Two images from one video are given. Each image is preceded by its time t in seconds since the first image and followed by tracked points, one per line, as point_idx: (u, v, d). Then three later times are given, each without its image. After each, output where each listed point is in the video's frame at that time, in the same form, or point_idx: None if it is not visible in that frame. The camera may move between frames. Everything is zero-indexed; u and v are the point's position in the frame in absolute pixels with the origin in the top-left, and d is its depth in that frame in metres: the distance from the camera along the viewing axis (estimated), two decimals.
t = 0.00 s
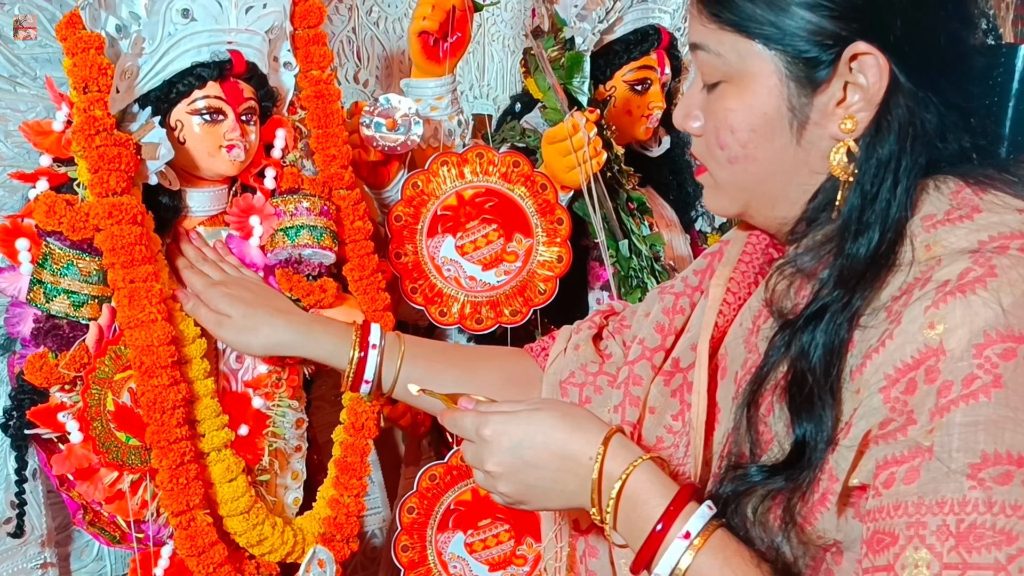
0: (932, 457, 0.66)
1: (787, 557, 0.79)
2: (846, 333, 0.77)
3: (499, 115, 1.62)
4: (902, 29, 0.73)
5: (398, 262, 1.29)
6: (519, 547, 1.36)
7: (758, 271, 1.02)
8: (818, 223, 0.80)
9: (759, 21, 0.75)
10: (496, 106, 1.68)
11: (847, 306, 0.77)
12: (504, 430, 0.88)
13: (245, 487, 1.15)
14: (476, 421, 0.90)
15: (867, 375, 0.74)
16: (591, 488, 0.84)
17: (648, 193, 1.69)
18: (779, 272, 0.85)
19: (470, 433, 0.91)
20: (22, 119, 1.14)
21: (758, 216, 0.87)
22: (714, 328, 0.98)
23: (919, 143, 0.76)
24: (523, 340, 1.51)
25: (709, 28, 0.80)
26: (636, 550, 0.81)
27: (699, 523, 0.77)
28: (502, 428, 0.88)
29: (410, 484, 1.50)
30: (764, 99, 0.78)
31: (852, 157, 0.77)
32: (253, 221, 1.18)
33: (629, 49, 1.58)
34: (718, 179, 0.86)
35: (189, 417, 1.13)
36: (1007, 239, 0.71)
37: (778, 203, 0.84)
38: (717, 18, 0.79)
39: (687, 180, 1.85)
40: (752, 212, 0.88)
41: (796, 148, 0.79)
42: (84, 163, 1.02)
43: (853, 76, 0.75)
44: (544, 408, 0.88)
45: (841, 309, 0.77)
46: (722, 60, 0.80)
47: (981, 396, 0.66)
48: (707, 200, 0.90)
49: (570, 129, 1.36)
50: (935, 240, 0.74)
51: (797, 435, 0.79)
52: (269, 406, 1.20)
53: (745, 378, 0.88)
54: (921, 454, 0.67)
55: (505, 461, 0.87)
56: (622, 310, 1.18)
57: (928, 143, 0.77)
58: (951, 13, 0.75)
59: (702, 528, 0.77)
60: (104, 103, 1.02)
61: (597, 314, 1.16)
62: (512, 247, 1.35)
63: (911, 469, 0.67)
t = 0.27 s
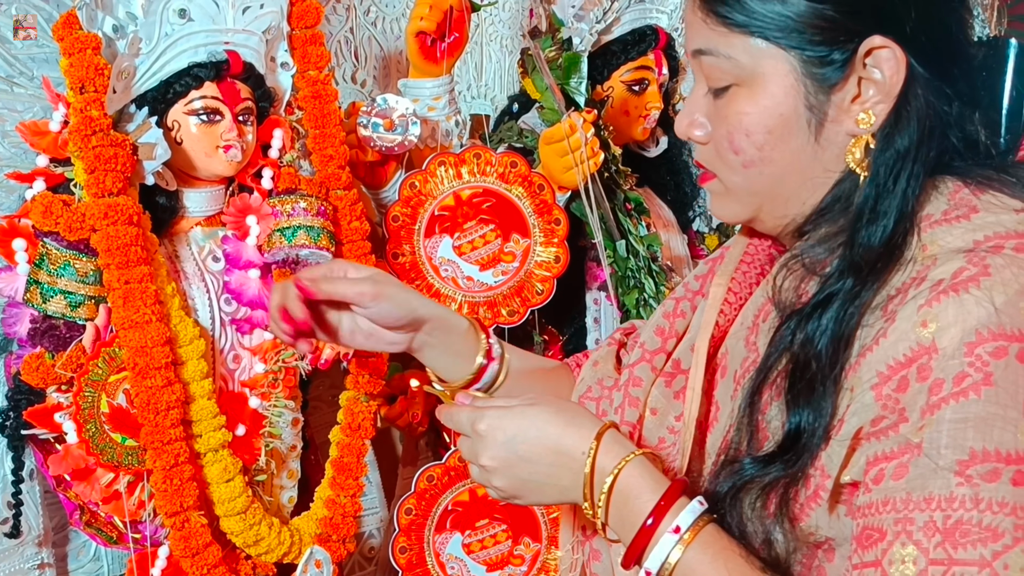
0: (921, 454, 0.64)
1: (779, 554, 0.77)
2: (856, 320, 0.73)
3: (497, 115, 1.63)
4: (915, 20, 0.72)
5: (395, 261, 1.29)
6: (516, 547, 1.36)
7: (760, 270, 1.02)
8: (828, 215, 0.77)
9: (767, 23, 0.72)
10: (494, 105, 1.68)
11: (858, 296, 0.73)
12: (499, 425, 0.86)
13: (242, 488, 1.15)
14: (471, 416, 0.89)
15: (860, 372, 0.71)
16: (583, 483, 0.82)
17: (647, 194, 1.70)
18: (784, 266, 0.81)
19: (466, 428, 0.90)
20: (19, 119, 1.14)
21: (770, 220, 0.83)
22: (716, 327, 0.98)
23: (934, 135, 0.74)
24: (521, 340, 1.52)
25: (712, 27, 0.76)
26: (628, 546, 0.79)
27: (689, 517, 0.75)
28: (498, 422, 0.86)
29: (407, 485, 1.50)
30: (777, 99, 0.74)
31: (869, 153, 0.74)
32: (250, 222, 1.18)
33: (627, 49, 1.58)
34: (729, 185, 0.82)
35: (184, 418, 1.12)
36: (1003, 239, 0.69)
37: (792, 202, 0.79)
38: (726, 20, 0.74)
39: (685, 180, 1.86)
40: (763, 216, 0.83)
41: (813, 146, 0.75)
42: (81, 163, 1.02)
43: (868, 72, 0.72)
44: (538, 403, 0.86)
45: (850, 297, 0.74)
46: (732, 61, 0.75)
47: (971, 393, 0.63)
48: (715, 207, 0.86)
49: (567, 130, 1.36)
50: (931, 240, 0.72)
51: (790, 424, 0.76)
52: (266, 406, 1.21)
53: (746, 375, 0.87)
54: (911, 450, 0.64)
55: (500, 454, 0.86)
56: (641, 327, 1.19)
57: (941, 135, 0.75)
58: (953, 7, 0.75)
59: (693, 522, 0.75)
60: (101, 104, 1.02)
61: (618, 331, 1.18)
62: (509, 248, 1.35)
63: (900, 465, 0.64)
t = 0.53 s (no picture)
0: (921, 451, 0.64)
1: (779, 549, 0.78)
2: (859, 317, 0.74)
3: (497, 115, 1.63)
4: (916, 20, 0.72)
5: (395, 261, 1.29)
6: (516, 546, 1.36)
7: (766, 269, 1.02)
8: (830, 214, 0.77)
9: (772, 22, 0.72)
10: (495, 105, 1.69)
11: (860, 293, 0.74)
12: (504, 421, 0.86)
13: (243, 487, 1.15)
14: (477, 414, 0.89)
15: (862, 369, 0.72)
16: (586, 479, 0.82)
17: (647, 194, 1.71)
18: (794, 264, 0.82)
19: (472, 425, 0.89)
20: (20, 118, 1.14)
21: (775, 218, 0.83)
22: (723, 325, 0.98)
23: (936, 134, 0.74)
24: (522, 339, 1.52)
25: (717, 27, 0.76)
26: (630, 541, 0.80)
27: (690, 513, 0.76)
28: (502, 420, 0.86)
29: (407, 484, 1.50)
30: (782, 97, 0.74)
31: (872, 151, 0.74)
32: (251, 221, 1.18)
33: (627, 49, 1.58)
34: (733, 183, 0.82)
35: (186, 417, 1.12)
36: (1004, 239, 0.69)
37: (797, 200, 0.80)
38: (730, 20, 0.75)
39: (684, 181, 1.87)
40: (767, 214, 0.84)
41: (816, 144, 0.75)
42: (83, 162, 1.02)
43: (871, 70, 0.72)
44: (542, 401, 0.86)
45: (853, 295, 0.74)
46: (737, 60, 0.76)
47: (970, 391, 0.63)
48: (720, 205, 0.86)
49: (568, 129, 1.36)
50: (934, 240, 0.72)
51: (792, 420, 0.76)
52: (267, 406, 1.20)
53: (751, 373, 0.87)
54: (909, 447, 0.65)
55: (505, 451, 0.86)
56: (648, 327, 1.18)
57: (943, 132, 0.75)
58: (955, 6, 0.75)
59: (695, 518, 0.76)
60: (103, 103, 1.02)
61: (625, 332, 1.17)
62: (510, 247, 1.35)
63: (900, 463, 0.65)
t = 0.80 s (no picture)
0: (924, 456, 0.64)
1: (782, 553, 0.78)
2: (859, 321, 0.74)
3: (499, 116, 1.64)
4: (913, 24, 0.72)
5: (398, 262, 1.29)
6: (517, 546, 1.36)
7: (768, 271, 1.02)
8: (829, 217, 0.78)
9: (772, 17, 0.73)
10: (496, 106, 1.69)
11: (860, 297, 0.74)
12: (507, 425, 0.86)
13: (245, 487, 1.15)
14: (479, 416, 0.89)
15: (864, 372, 0.72)
16: (588, 482, 0.82)
17: (648, 194, 1.71)
18: (791, 266, 0.82)
19: (474, 428, 0.89)
20: (23, 118, 1.14)
21: (772, 216, 0.84)
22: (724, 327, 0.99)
23: (933, 138, 0.74)
24: (523, 340, 1.52)
25: (720, 25, 0.77)
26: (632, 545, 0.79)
27: (695, 517, 0.76)
28: (505, 422, 0.86)
29: (408, 484, 1.51)
30: (779, 96, 0.75)
31: (869, 153, 0.74)
32: (252, 221, 1.18)
33: (628, 50, 1.58)
34: (731, 179, 0.83)
35: (188, 417, 1.13)
36: (1007, 243, 0.70)
37: (793, 199, 0.80)
38: (730, 18, 0.76)
39: (686, 182, 1.87)
40: (764, 213, 0.84)
41: (811, 144, 0.76)
42: (85, 163, 1.03)
43: (868, 72, 0.72)
44: (544, 403, 0.86)
45: (853, 299, 0.74)
46: (736, 57, 0.76)
47: (973, 396, 0.63)
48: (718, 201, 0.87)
49: (570, 130, 1.36)
50: (937, 243, 0.72)
51: (794, 423, 0.77)
52: (268, 406, 1.21)
53: (754, 374, 0.88)
54: (914, 452, 0.64)
55: (507, 454, 0.86)
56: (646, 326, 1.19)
57: (941, 136, 0.74)
58: (956, 10, 0.74)
59: (697, 521, 0.76)
60: (106, 104, 1.02)
61: (622, 329, 1.18)
62: (511, 248, 1.36)
63: (904, 467, 0.64)
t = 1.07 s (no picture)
0: (916, 466, 0.67)
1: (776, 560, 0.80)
2: (853, 330, 0.76)
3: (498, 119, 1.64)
4: (907, 34, 0.72)
5: (397, 264, 1.30)
6: (516, 549, 1.36)
7: (761, 277, 1.03)
8: (824, 225, 0.79)
9: (767, 25, 0.73)
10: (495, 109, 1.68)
11: (853, 308, 0.76)
12: (497, 431, 0.88)
13: (245, 489, 1.16)
14: (470, 422, 0.91)
15: (858, 381, 0.74)
16: (580, 488, 0.85)
17: (647, 198, 1.71)
18: (784, 275, 0.85)
19: (464, 433, 0.92)
20: (24, 121, 1.14)
21: (765, 220, 0.85)
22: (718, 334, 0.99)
23: (926, 147, 0.75)
24: (522, 343, 1.53)
25: (715, 31, 0.78)
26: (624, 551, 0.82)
27: (685, 525, 0.78)
28: (495, 429, 0.88)
29: (407, 486, 1.51)
30: (771, 103, 0.76)
31: (858, 159, 0.75)
32: (253, 224, 1.18)
33: (628, 54, 1.59)
34: (724, 184, 0.84)
35: (188, 420, 1.13)
36: (1002, 251, 0.71)
37: (785, 204, 0.82)
38: (724, 23, 0.77)
39: (685, 185, 1.88)
40: (758, 217, 0.86)
41: (802, 152, 0.77)
42: (87, 167, 1.03)
43: (860, 80, 0.73)
44: (535, 410, 0.89)
45: (846, 309, 0.76)
46: (729, 64, 0.77)
47: (966, 405, 0.66)
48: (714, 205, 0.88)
49: (569, 134, 1.37)
50: (931, 250, 0.74)
51: (789, 433, 0.79)
52: (268, 408, 1.21)
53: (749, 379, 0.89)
54: (906, 462, 0.68)
55: (498, 460, 0.88)
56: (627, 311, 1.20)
57: (934, 145, 0.75)
58: (953, 21, 0.74)
59: (689, 529, 0.78)
60: (107, 107, 1.03)
61: (602, 315, 1.18)
62: (511, 250, 1.36)
63: (897, 478, 0.68)
